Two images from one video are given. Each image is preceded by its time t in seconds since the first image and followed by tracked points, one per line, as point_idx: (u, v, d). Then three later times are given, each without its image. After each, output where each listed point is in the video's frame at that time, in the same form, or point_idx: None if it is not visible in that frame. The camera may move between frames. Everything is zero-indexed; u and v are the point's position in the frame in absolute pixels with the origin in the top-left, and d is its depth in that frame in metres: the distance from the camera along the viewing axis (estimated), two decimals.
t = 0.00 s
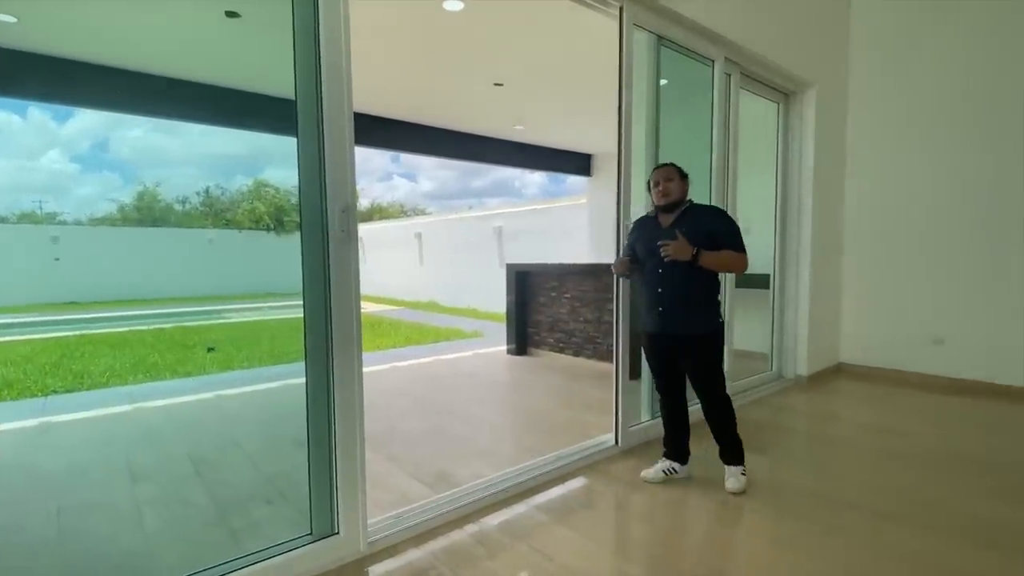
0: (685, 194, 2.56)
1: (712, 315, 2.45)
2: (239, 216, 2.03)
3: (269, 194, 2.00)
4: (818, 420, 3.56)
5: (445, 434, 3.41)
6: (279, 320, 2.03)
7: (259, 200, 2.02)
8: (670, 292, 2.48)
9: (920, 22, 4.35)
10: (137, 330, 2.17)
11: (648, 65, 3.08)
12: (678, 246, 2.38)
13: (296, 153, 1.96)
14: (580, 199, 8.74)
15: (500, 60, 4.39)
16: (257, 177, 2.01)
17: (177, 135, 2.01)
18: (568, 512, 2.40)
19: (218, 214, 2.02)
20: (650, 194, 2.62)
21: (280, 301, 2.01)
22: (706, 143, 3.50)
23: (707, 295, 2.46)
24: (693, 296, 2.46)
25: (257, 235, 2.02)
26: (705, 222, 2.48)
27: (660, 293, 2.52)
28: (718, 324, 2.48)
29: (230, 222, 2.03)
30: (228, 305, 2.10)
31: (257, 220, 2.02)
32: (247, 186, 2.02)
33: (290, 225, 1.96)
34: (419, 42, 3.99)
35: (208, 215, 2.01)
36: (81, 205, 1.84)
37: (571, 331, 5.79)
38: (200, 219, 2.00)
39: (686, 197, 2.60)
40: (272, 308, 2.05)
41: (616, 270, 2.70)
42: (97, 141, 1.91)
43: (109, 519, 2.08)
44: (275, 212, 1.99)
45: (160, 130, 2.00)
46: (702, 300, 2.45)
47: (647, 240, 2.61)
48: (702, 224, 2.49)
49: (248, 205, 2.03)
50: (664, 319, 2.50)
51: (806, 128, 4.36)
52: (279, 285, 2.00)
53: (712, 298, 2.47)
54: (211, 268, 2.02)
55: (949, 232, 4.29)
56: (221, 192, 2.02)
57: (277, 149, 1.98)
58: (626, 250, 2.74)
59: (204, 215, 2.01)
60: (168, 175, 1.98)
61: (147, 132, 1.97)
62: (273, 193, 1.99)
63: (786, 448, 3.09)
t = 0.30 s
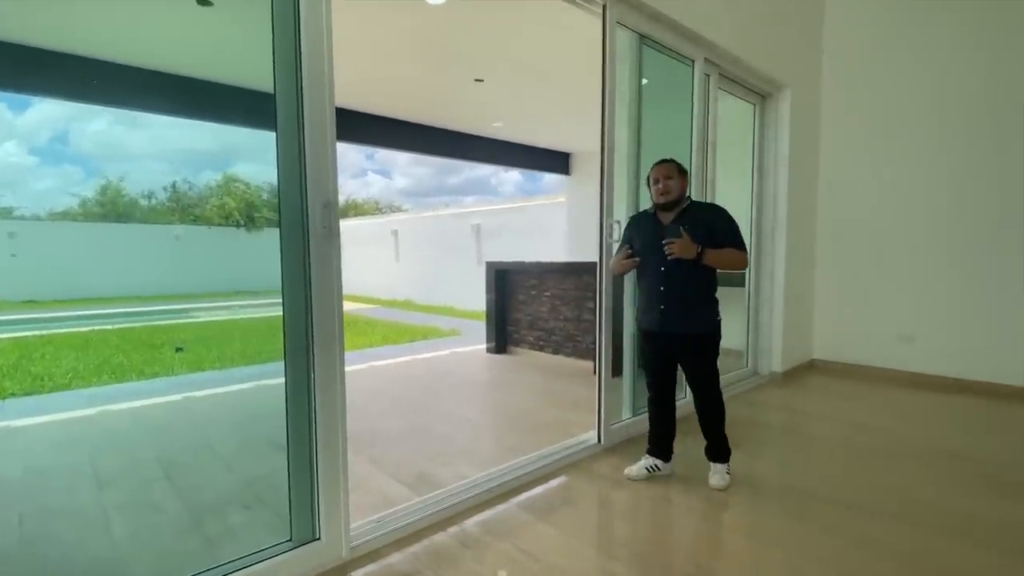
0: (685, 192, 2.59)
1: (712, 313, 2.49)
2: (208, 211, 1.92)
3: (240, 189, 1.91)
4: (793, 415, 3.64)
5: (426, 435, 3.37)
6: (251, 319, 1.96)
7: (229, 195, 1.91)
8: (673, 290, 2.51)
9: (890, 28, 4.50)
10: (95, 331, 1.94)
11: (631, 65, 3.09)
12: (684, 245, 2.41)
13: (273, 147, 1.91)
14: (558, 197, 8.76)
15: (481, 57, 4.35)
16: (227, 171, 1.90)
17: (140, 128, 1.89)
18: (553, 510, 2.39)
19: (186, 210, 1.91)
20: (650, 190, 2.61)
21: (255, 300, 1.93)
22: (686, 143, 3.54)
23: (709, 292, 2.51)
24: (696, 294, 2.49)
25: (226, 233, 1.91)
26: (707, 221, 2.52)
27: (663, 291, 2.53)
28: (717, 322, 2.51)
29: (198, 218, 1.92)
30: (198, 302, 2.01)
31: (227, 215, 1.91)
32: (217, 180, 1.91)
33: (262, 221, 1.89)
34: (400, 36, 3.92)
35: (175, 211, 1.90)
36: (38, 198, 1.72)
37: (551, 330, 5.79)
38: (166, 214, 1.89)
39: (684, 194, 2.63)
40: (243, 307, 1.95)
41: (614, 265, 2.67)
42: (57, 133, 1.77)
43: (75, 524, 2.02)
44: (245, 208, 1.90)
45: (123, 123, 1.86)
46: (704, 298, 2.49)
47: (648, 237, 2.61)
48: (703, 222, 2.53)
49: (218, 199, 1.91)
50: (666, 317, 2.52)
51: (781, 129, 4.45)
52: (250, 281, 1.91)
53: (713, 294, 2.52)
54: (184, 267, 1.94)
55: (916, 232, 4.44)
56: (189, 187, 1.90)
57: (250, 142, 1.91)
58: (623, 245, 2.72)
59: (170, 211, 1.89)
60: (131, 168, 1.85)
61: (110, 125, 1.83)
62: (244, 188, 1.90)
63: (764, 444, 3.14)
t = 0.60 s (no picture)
0: (682, 190, 2.61)
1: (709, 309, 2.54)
2: (170, 205, 1.81)
3: (203, 181, 1.82)
4: (765, 410, 3.74)
5: (405, 434, 3.32)
6: (219, 316, 1.88)
7: (193, 189, 1.82)
8: (671, 287, 2.54)
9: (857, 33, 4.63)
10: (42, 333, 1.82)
11: (611, 61, 3.10)
12: (682, 243, 2.43)
13: (251, 140, 1.83)
14: (534, 195, 8.74)
15: (459, 51, 4.30)
16: (189, 164, 1.81)
17: (96, 115, 1.73)
18: (536, 507, 2.38)
19: (147, 203, 1.78)
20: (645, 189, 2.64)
21: (232, 298, 1.86)
22: (664, 142, 3.59)
23: (706, 290, 2.55)
24: (693, 291, 2.53)
25: (191, 227, 1.83)
26: (705, 219, 2.55)
27: (661, 288, 2.56)
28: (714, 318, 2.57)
29: (161, 211, 1.81)
30: (163, 298, 1.91)
31: (190, 210, 1.83)
32: (180, 173, 1.81)
33: (226, 216, 1.83)
34: (377, 28, 3.84)
35: (135, 204, 1.76)
36: None
37: (528, 327, 5.80)
38: (126, 208, 1.75)
39: (682, 190, 2.64)
40: (205, 304, 1.87)
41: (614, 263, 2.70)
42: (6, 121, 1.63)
43: (32, 531, 1.89)
44: (210, 202, 1.82)
45: (78, 110, 1.70)
46: (701, 295, 2.53)
47: (647, 236, 2.64)
48: (702, 220, 2.55)
49: (181, 193, 1.82)
50: (663, 314, 2.55)
51: (754, 129, 4.55)
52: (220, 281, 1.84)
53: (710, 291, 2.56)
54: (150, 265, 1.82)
55: (880, 232, 4.60)
56: (150, 179, 1.77)
57: (224, 134, 1.82)
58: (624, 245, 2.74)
59: (131, 204, 1.76)
60: (88, 159, 1.71)
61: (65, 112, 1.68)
62: (209, 181, 1.82)
63: (738, 437, 3.21)
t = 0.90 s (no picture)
0: (676, 190, 2.62)
1: (699, 308, 2.57)
2: (136, 197, 1.83)
3: (168, 174, 1.82)
4: (741, 405, 3.82)
5: (385, 432, 3.28)
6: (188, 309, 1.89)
7: (159, 181, 1.82)
8: (662, 288, 2.57)
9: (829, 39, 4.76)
10: None
11: (594, 58, 3.12)
12: (668, 245, 2.42)
13: (232, 131, 1.78)
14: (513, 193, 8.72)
15: (440, 46, 4.27)
16: (156, 156, 1.81)
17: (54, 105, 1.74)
18: (519, 503, 2.38)
19: (111, 196, 1.80)
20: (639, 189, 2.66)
21: (210, 291, 1.81)
22: (644, 140, 3.62)
23: (696, 290, 2.57)
24: (684, 291, 2.56)
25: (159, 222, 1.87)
26: (696, 219, 2.56)
27: (651, 288, 2.59)
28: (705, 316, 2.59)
29: (126, 205, 1.82)
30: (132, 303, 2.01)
31: (157, 203, 1.84)
32: (146, 166, 1.82)
33: (195, 210, 1.80)
34: (357, 21, 3.78)
35: (99, 197, 1.78)
36: None
37: (508, 324, 5.80)
38: (90, 200, 1.77)
39: (675, 191, 2.65)
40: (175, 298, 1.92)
41: (610, 263, 2.77)
42: None
43: None
44: (178, 195, 1.81)
45: (40, 100, 1.73)
46: (690, 295, 2.56)
47: (639, 236, 2.67)
48: (692, 221, 2.57)
49: (147, 185, 1.83)
50: (655, 313, 2.59)
51: (730, 130, 4.64)
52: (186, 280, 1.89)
53: (701, 292, 2.58)
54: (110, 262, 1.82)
55: (850, 232, 4.74)
56: (115, 171, 1.80)
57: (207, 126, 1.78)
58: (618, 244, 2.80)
59: (94, 197, 1.78)
60: (47, 151, 1.73)
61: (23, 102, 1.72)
62: (174, 173, 1.81)
63: (716, 432, 3.27)
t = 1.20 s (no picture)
0: (662, 190, 2.64)
1: (684, 306, 2.58)
2: (112, 191, 2.06)
3: (144, 168, 1.93)
4: (723, 402, 3.87)
5: (369, 431, 3.25)
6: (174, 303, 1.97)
7: (135, 176, 1.97)
8: (646, 287, 2.60)
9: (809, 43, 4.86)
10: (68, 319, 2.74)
11: (582, 58, 3.13)
12: (651, 244, 2.46)
13: (216, 126, 1.73)
14: (498, 191, 8.70)
15: (427, 43, 4.25)
16: (131, 151, 1.95)
17: (31, 103, 2.17)
18: (506, 500, 2.39)
19: (83, 189, 2.17)
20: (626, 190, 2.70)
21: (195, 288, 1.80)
22: (631, 139, 3.64)
23: (680, 290, 2.58)
24: (668, 290, 2.58)
25: (139, 215, 2.03)
26: (681, 219, 2.58)
27: (636, 287, 2.62)
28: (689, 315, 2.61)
29: (97, 198, 2.16)
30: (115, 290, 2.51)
31: (134, 197, 2.01)
32: (120, 160, 1.99)
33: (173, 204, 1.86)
34: (343, 16, 3.75)
35: (73, 191, 2.18)
36: None
37: (492, 323, 5.79)
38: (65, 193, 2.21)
39: (662, 191, 2.67)
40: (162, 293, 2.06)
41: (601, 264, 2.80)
42: None
43: None
44: (153, 191, 1.94)
45: (20, 101, 2.17)
46: (675, 294, 2.57)
47: (625, 235, 2.70)
48: (678, 221, 2.59)
49: (122, 179, 2.02)
50: (640, 311, 2.61)
51: (714, 130, 4.70)
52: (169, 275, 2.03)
53: (685, 291, 2.60)
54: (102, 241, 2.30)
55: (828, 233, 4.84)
56: (86, 166, 2.11)
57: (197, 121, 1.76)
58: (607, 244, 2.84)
59: (68, 189, 2.19)
60: (21, 143, 2.13)
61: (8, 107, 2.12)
62: (147, 168, 1.92)
63: (699, 429, 3.31)
